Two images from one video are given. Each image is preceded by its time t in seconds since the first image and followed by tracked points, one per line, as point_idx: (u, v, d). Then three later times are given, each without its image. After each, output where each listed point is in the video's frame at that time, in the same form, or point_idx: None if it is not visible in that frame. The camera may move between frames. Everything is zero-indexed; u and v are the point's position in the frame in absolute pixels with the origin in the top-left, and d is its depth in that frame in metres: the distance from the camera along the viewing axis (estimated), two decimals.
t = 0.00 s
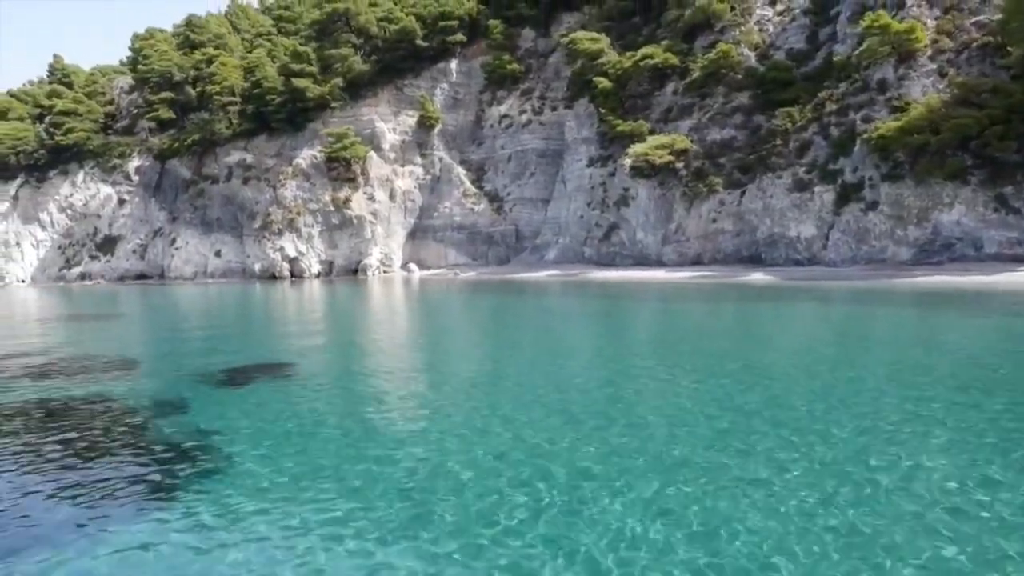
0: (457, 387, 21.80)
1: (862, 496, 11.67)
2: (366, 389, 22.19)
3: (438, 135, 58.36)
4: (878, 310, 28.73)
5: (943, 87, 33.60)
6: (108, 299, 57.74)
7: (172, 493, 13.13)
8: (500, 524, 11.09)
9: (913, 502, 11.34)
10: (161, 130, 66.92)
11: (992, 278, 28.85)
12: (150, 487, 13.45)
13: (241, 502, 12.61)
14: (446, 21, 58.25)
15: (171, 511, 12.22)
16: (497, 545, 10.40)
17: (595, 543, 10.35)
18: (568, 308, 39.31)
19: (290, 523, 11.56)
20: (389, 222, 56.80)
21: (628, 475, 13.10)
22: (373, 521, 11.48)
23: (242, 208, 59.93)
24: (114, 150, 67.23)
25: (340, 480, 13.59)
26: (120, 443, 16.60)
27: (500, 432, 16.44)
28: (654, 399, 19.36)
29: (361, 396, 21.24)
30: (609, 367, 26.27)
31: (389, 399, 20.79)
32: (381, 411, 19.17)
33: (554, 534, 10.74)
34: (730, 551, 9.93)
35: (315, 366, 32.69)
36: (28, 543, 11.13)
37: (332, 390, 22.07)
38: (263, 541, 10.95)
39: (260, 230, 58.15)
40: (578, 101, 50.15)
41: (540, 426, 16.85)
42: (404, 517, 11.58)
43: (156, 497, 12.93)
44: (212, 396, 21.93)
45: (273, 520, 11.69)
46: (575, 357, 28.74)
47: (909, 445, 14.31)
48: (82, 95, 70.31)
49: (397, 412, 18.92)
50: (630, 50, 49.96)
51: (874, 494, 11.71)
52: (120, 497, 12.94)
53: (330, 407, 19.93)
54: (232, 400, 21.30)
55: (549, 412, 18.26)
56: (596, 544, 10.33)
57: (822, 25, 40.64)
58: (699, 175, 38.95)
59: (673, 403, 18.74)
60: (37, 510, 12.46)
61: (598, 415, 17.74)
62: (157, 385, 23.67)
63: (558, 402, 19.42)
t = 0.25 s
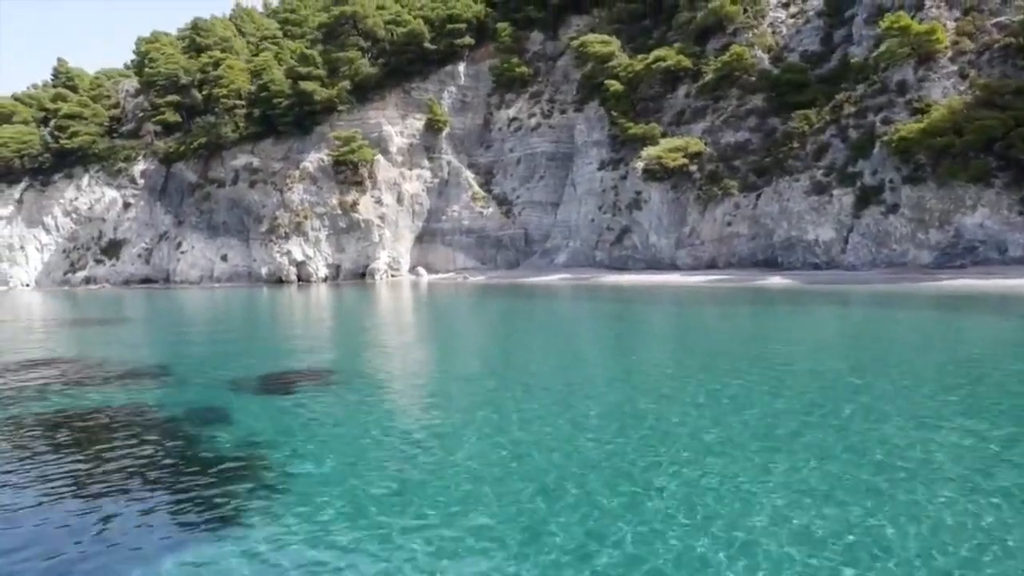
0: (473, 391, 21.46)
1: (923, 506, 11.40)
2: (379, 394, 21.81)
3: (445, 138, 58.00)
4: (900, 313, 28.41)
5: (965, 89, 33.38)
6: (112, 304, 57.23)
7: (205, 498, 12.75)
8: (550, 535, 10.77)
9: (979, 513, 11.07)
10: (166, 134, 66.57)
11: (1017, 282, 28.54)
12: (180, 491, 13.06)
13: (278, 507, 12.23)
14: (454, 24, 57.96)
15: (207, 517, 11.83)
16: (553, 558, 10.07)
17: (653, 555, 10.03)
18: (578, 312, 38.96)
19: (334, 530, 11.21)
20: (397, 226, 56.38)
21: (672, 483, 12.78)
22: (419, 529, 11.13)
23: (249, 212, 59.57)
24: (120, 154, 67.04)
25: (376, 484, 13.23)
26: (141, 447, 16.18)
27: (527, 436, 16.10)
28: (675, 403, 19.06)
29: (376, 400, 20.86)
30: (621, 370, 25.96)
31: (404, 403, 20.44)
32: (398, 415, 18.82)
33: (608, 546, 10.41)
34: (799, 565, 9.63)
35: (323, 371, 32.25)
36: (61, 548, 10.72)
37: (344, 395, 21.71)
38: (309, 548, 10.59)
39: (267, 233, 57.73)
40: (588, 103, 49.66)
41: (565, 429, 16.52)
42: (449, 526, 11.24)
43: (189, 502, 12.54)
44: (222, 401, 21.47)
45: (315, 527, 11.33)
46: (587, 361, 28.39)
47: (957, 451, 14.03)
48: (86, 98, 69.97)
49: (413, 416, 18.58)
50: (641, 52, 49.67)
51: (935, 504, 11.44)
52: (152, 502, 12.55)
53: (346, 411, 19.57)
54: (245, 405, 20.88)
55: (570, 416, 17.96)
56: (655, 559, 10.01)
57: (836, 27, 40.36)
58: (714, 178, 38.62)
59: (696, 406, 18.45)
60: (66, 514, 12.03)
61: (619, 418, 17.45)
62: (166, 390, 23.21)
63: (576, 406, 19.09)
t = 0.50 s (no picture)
0: (486, 391, 21.22)
1: (976, 506, 11.13)
2: (391, 394, 21.55)
3: (452, 138, 57.67)
4: (920, 313, 28.13)
5: (983, 88, 33.11)
6: (116, 305, 56.88)
7: (235, 498, 12.43)
8: (595, 535, 10.49)
9: None
10: (170, 133, 66.27)
11: None
12: (209, 491, 12.76)
13: (313, 508, 11.91)
14: (461, 23, 57.61)
15: (240, 516, 11.50)
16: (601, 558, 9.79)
17: (702, 555, 9.77)
18: (587, 313, 38.70)
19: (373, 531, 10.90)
20: (404, 226, 56.03)
21: (710, 482, 12.51)
22: (459, 530, 10.83)
23: (254, 212, 59.26)
24: (124, 154, 66.68)
25: (410, 485, 12.95)
26: (160, 445, 15.86)
27: (551, 436, 15.84)
28: (694, 403, 18.83)
29: (391, 400, 20.60)
30: (633, 371, 25.74)
31: (418, 403, 20.18)
32: (415, 416, 18.56)
33: (656, 546, 10.14)
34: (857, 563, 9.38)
35: (331, 372, 31.98)
36: (92, 550, 10.39)
37: (357, 395, 21.42)
38: (350, 550, 10.27)
39: (272, 234, 57.41)
40: (597, 103, 49.43)
41: (587, 429, 16.27)
42: (489, 526, 10.95)
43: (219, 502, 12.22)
44: (234, 400, 21.17)
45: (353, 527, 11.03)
46: (597, 362, 28.17)
47: (1001, 452, 13.76)
48: (91, 98, 69.70)
49: (428, 417, 18.33)
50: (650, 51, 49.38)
51: (989, 504, 11.17)
52: (181, 502, 12.23)
53: (361, 412, 19.29)
54: (258, 405, 20.59)
55: (590, 416, 17.73)
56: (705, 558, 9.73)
57: (849, 25, 40.06)
58: (727, 178, 38.36)
59: (717, 406, 18.21)
60: (93, 514, 11.71)
61: (638, 419, 17.23)
62: (177, 390, 22.90)
63: (594, 406, 18.85)
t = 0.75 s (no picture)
0: (501, 390, 20.95)
1: None
2: (405, 393, 21.28)
3: (459, 137, 57.35)
4: (939, 312, 27.86)
5: (1003, 85, 32.80)
6: (121, 305, 56.50)
7: (266, 501, 12.12)
8: (640, 542, 10.21)
9: None
10: (175, 132, 65.96)
11: None
12: (239, 495, 12.44)
13: (349, 512, 11.60)
14: (468, 22, 57.27)
15: (275, 521, 11.18)
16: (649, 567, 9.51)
17: (754, 560, 9.54)
18: (596, 312, 38.43)
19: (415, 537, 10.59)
20: (410, 225, 55.69)
21: (748, 484, 12.24)
22: (502, 535, 10.53)
23: (260, 211, 58.92)
24: (128, 153, 66.32)
25: (444, 488, 12.64)
26: (178, 448, 15.54)
27: (575, 435, 15.58)
28: (713, 402, 18.59)
29: (405, 400, 20.33)
30: (645, 370, 25.47)
31: (432, 403, 19.92)
32: (431, 415, 18.31)
33: (703, 553, 9.87)
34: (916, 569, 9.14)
35: (339, 372, 31.70)
36: (125, 560, 10.06)
37: (371, 395, 21.13)
38: (394, 557, 9.96)
39: (278, 233, 57.07)
40: (606, 101, 48.90)
41: (610, 429, 16.01)
42: (529, 530, 10.67)
43: (252, 506, 11.89)
44: (248, 401, 20.84)
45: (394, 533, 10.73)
46: (608, 361, 27.92)
47: None
48: (95, 97, 69.42)
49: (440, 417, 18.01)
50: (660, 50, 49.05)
51: None
52: (212, 507, 11.91)
53: (377, 411, 19.03)
54: (272, 405, 20.29)
55: (610, 415, 17.47)
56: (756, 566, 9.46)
57: (863, 23, 39.73)
58: (740, 176, 38.06)
59: (738, 405, 17.96)
60: (122, 522, 11.38)
61: (658, 418, 16.98)
62: (187, 389, 22.61)
63: (612, 405, 18.60)
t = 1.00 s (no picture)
0: (514, 391, 20.64)
1: None
2: (419, 393, 21.01)
3: (466, 136, 57.01)
4: (958, 311, 27.59)
5: None
6: (125, 305, 56.14)
7: (295, 504, 11.79)
8: (684, 547, 9.92)
9: None
10: (179, 131, 65.61)
11: None
12: (266, 498, 12.10)
13: (382, 515, 11.26)
14: (475, 20, 56.95)
15: (307, 524, 10.83)
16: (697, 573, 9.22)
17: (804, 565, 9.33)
18: (606, 312, 38.15)
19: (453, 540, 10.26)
20: (417, 224, 55.34)
21: (787, 488, 11.94)
22: (543, 541, 10.22)
23: (265, 210, 58.59)
24: (132, 153, 65.99)
25: (477, 492, 12.33)
26: (194, 452, 15.18)
27: (600, 437, 15.30)
28: (734, 402, 18.32)
29: (421, 400, 20.06)
30: (659, 370, 25.19)
31: (447, 403, 19.65)
32: (449, 416, 18.03)
33: (750, 558, 9.58)
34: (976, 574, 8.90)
35: (347, 372, 31.41)
36: (155, 562, 9.70)
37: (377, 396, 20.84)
38: (434, 560, 9.61)
39: (285, 233, 56.72)
40: (615, 100, 48.60)
41: (634, 429, 15.73)
42: (570, 535, 10.37)
43: (280, 509, 11.55)
44: (259, 402, 20.48)
45: (431, 536, 10.39)
46: (619, 361, 27.66)
47: None
48: (99, 96, 69.06)
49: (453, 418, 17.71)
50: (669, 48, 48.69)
51: None
52: (239, 509, 11.57)
53: (393, 411, 18.73)
54: (284, 407, 19.95)
55: (631, 416, 17.19)
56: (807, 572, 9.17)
57: (876, 20, 39.38)
58: (753, 175, 37.74)
59: (761, 404, 17.70)
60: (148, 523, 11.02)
61: (682, 418, 16.69)
62: (198, 391, 22.32)
63: (631, 405, 18.33)
